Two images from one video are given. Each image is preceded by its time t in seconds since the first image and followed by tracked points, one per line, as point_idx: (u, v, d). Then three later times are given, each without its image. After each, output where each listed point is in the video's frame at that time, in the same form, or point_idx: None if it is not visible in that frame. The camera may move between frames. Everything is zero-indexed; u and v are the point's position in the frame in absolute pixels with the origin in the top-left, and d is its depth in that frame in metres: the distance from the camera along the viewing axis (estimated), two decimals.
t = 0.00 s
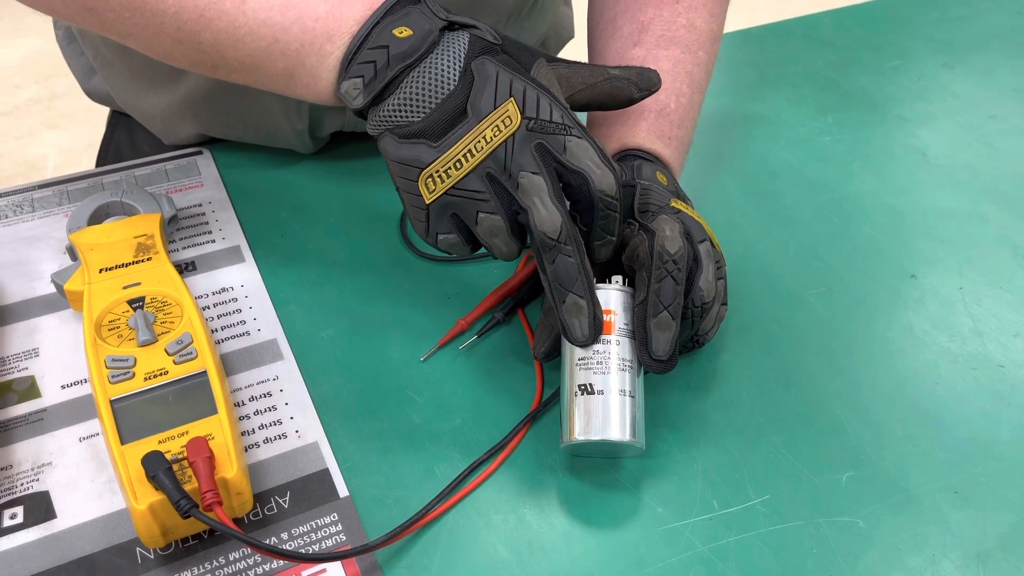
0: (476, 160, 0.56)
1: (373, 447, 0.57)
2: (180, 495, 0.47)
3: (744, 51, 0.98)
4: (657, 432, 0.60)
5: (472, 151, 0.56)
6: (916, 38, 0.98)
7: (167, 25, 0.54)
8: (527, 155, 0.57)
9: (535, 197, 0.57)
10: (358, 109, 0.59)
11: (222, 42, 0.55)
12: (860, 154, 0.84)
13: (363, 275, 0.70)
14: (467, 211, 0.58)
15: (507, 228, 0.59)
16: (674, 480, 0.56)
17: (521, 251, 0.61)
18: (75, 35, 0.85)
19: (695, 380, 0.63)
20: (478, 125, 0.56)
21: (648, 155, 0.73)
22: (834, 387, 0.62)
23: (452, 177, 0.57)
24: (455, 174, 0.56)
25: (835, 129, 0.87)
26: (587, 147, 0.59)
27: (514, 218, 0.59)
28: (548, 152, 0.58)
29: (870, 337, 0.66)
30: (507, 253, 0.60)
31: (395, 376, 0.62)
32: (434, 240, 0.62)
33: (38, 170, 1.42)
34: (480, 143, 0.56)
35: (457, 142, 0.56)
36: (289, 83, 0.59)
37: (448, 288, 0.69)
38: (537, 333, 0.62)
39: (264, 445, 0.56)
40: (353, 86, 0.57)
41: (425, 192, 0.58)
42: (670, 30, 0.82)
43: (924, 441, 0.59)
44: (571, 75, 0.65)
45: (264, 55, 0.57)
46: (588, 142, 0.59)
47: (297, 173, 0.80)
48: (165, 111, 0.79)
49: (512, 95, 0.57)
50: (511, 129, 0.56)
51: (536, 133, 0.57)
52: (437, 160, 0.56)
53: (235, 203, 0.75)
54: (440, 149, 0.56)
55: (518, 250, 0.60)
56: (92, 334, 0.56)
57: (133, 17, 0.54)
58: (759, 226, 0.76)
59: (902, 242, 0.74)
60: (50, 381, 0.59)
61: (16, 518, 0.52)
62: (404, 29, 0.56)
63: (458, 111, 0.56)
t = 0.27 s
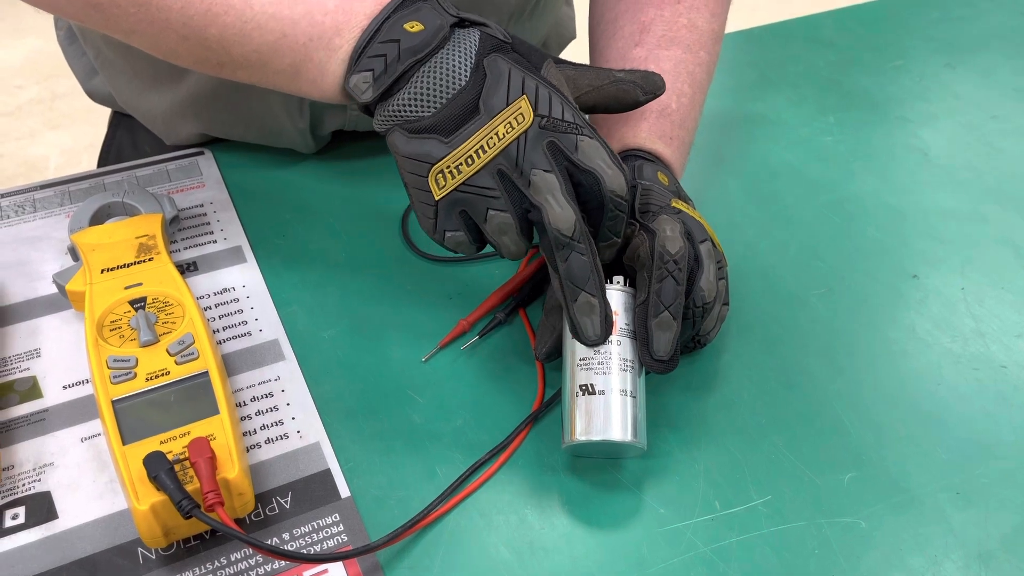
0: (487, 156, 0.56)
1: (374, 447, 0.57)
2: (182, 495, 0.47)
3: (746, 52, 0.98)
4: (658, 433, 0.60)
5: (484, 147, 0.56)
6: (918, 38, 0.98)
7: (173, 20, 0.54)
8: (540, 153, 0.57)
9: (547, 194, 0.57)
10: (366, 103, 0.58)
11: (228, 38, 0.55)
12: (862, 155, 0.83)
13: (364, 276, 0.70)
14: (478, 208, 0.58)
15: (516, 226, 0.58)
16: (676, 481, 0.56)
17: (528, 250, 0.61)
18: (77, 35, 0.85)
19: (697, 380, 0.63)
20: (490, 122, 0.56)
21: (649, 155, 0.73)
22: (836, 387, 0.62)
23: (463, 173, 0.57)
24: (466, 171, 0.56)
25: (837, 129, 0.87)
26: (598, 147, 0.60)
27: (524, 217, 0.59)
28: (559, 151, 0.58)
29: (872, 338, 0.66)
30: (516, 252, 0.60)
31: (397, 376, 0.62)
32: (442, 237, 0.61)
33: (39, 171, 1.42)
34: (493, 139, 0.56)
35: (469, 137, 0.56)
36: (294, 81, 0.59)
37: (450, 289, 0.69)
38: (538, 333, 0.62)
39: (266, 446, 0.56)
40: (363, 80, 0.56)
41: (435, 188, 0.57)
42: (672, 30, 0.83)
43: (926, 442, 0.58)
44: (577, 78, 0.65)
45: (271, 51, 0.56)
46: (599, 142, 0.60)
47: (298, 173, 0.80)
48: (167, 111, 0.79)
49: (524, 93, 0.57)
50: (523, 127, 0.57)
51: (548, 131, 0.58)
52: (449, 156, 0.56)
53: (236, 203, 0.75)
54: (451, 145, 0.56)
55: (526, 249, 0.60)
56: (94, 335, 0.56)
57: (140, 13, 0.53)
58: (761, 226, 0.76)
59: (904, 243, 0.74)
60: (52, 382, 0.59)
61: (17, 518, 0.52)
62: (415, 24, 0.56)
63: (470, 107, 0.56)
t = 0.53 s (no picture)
0: (489, 158, 0.56)
1: (377, 447, 0.57)
2: (185, 495, 0.47)
3: (747, 52, 0.98)
4: (661, 433, 0.59)
5: (485, 148, 0.56)
6: (920, 38, 0.98)
7: (175, 20, 0.54)
8: (542, 154, 0.57)
9: (548, 195, 0.57)
10: (368, 104, 0.58)
11: (231, 37, 0.55)
12: (864, 155, 0.83)
13: (366, 276, 0.70)
14: (480, 209, 0.58)
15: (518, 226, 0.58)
16: (679, 481, 0.56)
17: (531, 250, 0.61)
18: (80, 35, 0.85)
19: (699, 381, 0.63)
20: (492, 123, 0.56)
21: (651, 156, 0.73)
22: (838, 388, 0.62)
23: (465, 174, 0.57)
24: (468, 172, 0.57)
25: (839, 129, 0.87)
26: (600, 147, 0.60)
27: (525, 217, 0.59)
28: (561, 150, 0.58)
29: (875, 338, 0.66)
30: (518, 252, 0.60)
31: (399, 376, 0.62)
32: (444, 238, 0.61)
33: (41, 171, 1.42)
34: (494, 140, 0.56)
35: (470, 138, 0.56)
36: (296, 81, 0.59)
37: (452, 289, 0.69)
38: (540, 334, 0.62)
39: (268, 446, 0.56)
40: (365, 81, 0.57)
41: (436, 190, 0.57)
42: (674, 29, 0.82)
43: (929, 442, 0.58)
44: (579, 78, 0.66)
45: (274, 52, 0.56)
46: (601, 142, 0.60)
47: (301, 173, 0.80)
48: (169, 110, 0.79)
49: (527, 93, 0.57)
50: (525, 128, 0.57)
51: (550, 131, 0.58)
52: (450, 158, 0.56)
53: (238, 203, 0.75)
54: (453, 146, 0.56)
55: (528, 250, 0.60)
56: (96, 335, 0.56)
57: (142, 13, 0.53)
58: (763, 226, 0.76)
59: (906, 243, 0.74)
60: (55, 382, 0.59)
61: (20, 518, 0.52)
62: (417, 24, 0.56)
63: (471, 107, 0.56)
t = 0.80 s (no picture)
0: (429, 92, 0.54)
1: (380, 448, 0.57)
2: (188, 495, 0.47)
3: (751, 52, 0.98)
4: (664, 433, 0.59)
5: (424, 82, 0.54)
6: (923, 38, 0.98)
7: None
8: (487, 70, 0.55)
9: (500, 119, 0.55)
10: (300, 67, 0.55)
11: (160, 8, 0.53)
12: (867, 155, 0.83)
13: (369, 276, 0.70)
14: (429, 144, 0.55)
15: (473, 158, 0.56)
16: (682, 482, 0.56)
17: (494, 186, 0.58)
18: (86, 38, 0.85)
19: (702, 381, 0.63)
20: (428, 57, 0.53)
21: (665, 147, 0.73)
22: (841, 388, 0.62)
23: (408, 113, 0.54)
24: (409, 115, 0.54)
25: (842, 129, 0.87)
26: (543, 66, 0.57)
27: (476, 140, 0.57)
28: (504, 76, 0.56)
29: (878, 338, 0.66)
30: (481, 186, 0.57)
31: (402, 377, 0.62)
32: (399, 187, 0.58)
33: (43, 171, 1.42)
34: (432, 73, 0.53)
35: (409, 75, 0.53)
36: (233, 53, 0.56)
37: (455, 289, 0.69)
38: (553, 323, 0.62)
39: (271, 446, 0.56)
40: (294, 41, 0.53)
41: (383, 134, 0.55)
42: (686, 14, 0.82)
43: (933, 443, 0.58)
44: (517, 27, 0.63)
45: (204, 20, 0.54)
46: (542, 61, 0.57)
47: (304, 173, 0.80)
48: (173, 110, 0.79)
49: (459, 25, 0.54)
50: (462, 58, 0.54)
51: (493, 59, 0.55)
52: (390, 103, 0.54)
53: (241, 203, 0.75)
54: (392, 86, 0.54)
55: (490, 184, 0.57)
56: (100, 334, 0.56)
57: None
58: (766, 227, 0.76)
59: (909, 243, 0.74)
60: (58, 381, 0.59)
61: (23, 518, 0.52)
62: None
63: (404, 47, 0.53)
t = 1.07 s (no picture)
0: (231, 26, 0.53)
1: (384, 446, 0.57)
2: (193, 493, 0.47)
3: (757, 52, 0.98)
4: (667, 433, 0.60)
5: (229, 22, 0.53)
6: (929, 39, 0.98)
7: None
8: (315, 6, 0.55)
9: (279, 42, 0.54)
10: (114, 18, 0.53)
11: None
12: (872, 156, 0.83)
13: (374, 276, 0.70)
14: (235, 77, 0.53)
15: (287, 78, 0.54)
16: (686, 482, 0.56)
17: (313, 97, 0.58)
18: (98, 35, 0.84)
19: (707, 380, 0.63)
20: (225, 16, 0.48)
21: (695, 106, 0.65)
22: (845, 388, 0.62)
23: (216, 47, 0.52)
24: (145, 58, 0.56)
25: (848, 130, 0.86)
26: None
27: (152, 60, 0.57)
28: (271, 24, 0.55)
29: (882, 338, 0.65)
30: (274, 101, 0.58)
31: (406, 376, 0.62)
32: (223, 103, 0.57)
33: (49, 169, 1.43)
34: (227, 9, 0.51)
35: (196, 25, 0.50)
36: None
37: (459, 289, 0.69)
38: (556, 331, 0.59)
39: (275, 444, 0.56)
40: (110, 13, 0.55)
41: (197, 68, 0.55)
42: None
43: (937, 444, 0.58)
44: None
45: None
46: None
47: (308, 173, 0.80)
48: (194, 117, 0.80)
49: None
50: None
51: None
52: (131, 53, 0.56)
53: (246, 203, 0.76)
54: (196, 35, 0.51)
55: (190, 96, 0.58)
56: (105, 333, 0.56)
57: None
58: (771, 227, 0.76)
59: (915, 244, 0.74)
60: (63, 379, 0.59)
61: (29, 515, 0.52)
62: None
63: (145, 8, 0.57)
